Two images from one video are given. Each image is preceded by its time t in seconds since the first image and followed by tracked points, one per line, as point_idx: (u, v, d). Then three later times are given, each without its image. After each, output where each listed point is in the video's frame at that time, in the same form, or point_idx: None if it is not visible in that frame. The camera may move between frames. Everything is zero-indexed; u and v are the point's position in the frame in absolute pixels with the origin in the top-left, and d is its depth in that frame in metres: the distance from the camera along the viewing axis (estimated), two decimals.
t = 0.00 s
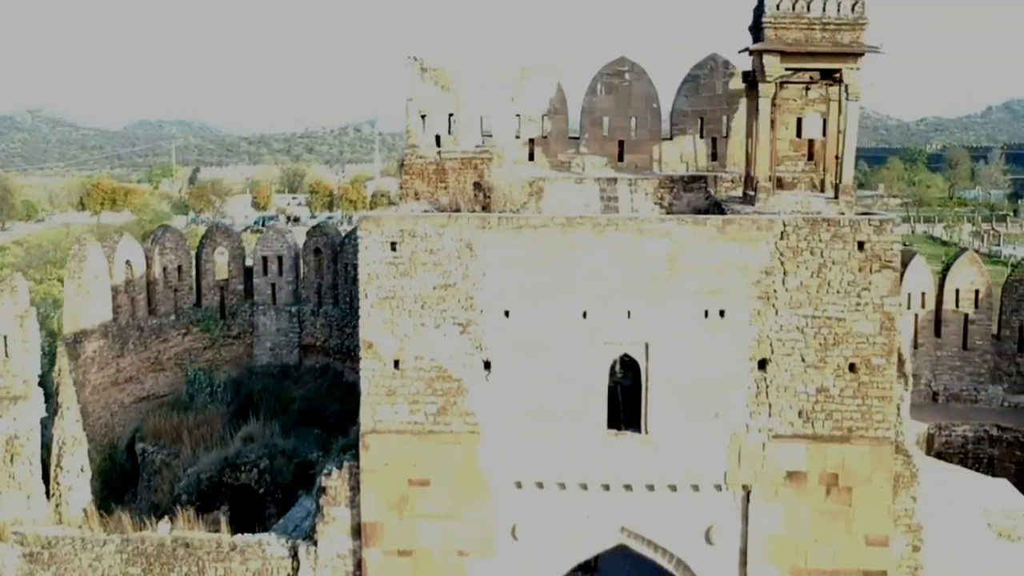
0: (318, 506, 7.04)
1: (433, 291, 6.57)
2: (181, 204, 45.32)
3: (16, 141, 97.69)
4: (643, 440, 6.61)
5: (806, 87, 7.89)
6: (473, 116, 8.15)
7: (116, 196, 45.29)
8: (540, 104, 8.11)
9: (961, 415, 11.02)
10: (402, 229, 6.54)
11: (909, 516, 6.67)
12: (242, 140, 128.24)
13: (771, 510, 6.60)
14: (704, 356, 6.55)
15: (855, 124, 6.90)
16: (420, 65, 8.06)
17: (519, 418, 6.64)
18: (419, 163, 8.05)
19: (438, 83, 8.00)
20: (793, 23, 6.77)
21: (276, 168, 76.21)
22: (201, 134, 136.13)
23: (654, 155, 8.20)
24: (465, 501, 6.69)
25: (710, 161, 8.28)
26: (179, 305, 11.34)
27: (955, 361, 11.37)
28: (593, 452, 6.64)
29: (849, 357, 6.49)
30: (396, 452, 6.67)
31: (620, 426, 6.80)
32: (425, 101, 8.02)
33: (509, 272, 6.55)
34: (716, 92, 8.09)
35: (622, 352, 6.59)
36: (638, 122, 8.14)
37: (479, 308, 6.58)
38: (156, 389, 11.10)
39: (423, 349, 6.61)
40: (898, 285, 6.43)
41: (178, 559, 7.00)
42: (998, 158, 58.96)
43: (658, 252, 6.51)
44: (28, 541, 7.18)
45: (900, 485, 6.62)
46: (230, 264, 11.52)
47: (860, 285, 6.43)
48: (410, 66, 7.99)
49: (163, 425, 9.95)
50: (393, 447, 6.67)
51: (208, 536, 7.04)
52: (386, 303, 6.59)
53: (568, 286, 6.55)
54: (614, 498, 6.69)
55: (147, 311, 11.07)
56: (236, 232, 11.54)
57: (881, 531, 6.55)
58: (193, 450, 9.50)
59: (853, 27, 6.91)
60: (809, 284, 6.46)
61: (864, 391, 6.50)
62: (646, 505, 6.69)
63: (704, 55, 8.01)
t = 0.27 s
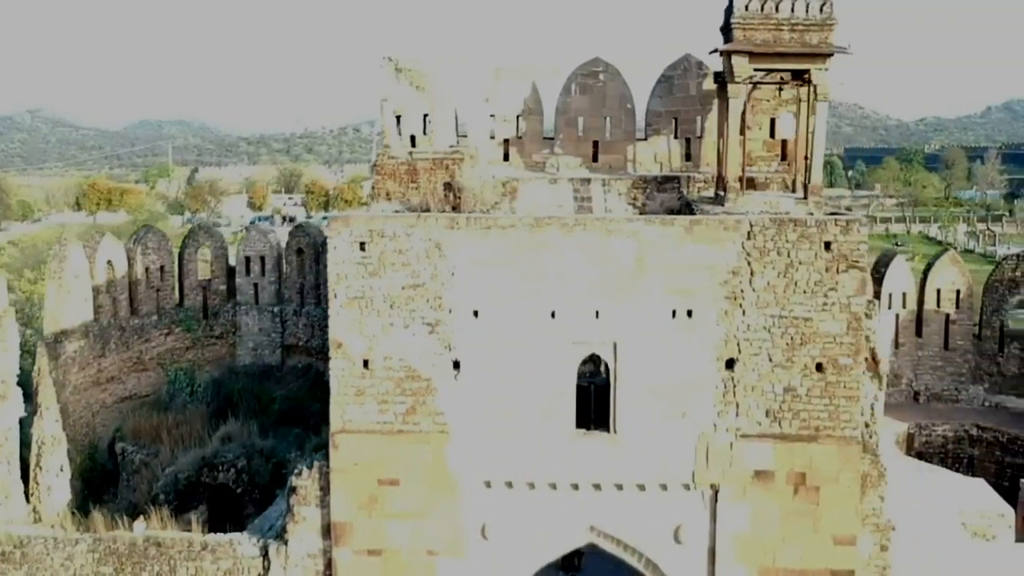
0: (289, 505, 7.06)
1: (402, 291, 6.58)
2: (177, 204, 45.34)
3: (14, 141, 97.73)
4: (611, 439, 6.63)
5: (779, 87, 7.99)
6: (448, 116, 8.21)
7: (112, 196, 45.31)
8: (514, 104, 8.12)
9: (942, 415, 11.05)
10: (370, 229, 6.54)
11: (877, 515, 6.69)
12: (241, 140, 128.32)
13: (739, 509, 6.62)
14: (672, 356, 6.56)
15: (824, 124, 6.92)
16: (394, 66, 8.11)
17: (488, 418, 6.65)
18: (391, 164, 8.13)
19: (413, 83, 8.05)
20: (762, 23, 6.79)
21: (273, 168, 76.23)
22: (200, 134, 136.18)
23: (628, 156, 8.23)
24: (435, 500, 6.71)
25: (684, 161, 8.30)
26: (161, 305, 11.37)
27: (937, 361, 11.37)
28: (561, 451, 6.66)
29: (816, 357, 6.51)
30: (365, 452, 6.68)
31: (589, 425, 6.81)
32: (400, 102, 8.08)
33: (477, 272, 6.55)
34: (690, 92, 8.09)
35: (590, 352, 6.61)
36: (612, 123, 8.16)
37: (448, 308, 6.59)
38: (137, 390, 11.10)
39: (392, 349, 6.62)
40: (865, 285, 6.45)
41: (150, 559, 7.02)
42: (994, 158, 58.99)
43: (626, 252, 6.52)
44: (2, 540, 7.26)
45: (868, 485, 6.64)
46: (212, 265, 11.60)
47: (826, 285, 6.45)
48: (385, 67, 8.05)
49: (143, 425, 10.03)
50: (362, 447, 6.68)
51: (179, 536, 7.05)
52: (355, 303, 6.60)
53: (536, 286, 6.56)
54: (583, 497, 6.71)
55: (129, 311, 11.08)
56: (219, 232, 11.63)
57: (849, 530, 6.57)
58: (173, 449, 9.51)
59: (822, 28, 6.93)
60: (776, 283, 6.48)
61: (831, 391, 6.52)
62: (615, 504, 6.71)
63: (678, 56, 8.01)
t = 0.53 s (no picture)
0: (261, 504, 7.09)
1: (372, 291, 6.59)
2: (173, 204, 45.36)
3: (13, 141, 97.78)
4: (581, 438, 6.65)
5: (753, 88, 8.03)
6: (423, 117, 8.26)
7: (108, 196, 45.35)
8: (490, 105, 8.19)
9: (922, 415, 11.09)
10: (340, 229, 6.56)
11: (845, 514, 6.73)
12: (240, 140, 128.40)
13: (707, 508, 6.65)
14: (640, 356, 6.59)
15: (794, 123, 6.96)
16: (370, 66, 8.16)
17: (457, 417, 6.68)
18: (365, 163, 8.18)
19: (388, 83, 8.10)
20: (731, 24, 6.80)
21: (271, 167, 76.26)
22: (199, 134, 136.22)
23: (603, 156, 8.26)
24: (405, 498, 6.72)
25: (659, 161, 8.37)
26: (144, 305, 11.38)
27: (918, 361, 11.41)
28: (531, 450, 6.68)
29: (783, 356, 6.54)
30: (335, 451, 6.70)
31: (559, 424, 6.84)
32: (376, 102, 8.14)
33: (446, 271, 6.58)
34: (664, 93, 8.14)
35: (559, 352, 6.63)
36: (587, 123, 8.19)
37: (418, 308, 6.61)
38: (120, 389, 11.09)
39: (361, 349, 6.64)
40: (832, 285, 6.49)
41: (123, 557, 7.04)
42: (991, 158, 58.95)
43: (594, 252, 6.55)
44: None
45: (836, 483, 6.68)
46: (196, 264, 11.63)
47: (794, 285, 6.48)
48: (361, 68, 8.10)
49: (124, 424, 10.06)
50: (333, 446, 6.69)
51: (152, 535, 7.08)
52: (325, 302, 6.62)
53: (505, 285, 6.59)
54: (552, 496, 6.73)
55: (112, 311, 11.08)
56: (202, 232, 11.71)
57: (817, 528, 6.59)
58: (152, 449, 9.53)
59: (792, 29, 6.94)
60: (743, 283, 6.51)
61: (799, 390, 6.55)
62: (584, 503, 6.73)
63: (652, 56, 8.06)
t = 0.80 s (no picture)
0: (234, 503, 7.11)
1: (343, 290, 6.62)
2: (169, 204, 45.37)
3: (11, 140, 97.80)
4: (551, 438, 6.67)
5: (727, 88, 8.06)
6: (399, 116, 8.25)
7: (104, 196, 45.40)
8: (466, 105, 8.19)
9: (903, 414, 11.12)
10: (311, 229, 6.58)
11: (814, 513, 6.77)
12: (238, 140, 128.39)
13: (677, 506, 6.67)
14: (610, 356, 6.62)
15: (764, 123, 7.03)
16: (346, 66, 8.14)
17: (428, 416, 6.70)
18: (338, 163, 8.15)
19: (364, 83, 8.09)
20: (702, 25, 6.84)
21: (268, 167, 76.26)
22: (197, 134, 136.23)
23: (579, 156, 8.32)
24: (376, 498, 6.74)
25: (634, 162, 8.43)
26: (128, 304, 11.42)
27: (899, 360, 11.44)
28: (501, 448, 6.71)
29: (752, 355, 6.57)
30: (307, 450, 6.71)
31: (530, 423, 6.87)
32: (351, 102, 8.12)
33: (417, 271, 6.60)
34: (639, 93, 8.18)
35: (530, 351, 6.66)
36: (563, 123, 8.24)
37: (389, 307, 6.63)
38: (103, 388, 11.15)
39: (333, 348, 6.66)
40: (801, 284, 6.52)
41: (96, 556, 7.06)
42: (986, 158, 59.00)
43: (564, 252, 6.58)
44: None
45: (805, 481, 6.73)
46: (180, 264, 11.67)
47: (762, 284, 6.51)
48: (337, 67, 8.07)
49: (105, 424, 10.09)
50: (304, 445, 6.71)
51: (126, 533, 7.09)
52: (297, 302, 6.64)
53: (475, 285, 6.61)
54: (524, 494, 6.76)
55: (95, 311, 11.12)
56: (186, 231, 11.70)
57: (786, 526, 6.62)
58: (133, 449, 9.56)
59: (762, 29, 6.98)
60: (713, 283, 6.54)
61: (767, 389, 6.58)
62: (556, 501, 6.75)
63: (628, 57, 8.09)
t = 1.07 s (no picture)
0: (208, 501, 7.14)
1: (314, 289, 6.65)
2: (165, 204, 45.43)
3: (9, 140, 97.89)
4: (522, 436, 6.71)
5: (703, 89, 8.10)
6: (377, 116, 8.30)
7: (100, 196, 45.47)
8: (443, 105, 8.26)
9: (885, 413, 11.16)
10: (283, 228, 6.61)
11: (784, 511, 6.82)
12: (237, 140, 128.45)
13: (647, 504, 6.71)
14: (580, 355, 6.66)
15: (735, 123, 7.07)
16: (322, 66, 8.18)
17: (400, 414, 6.74)
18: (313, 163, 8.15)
19: (342, 84, 8.13)
20: (673, 25, 6.87)
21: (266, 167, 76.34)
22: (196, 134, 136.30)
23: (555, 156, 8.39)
24: (348, 496, 6.77)
25: (610, 162, 8.50)
26: (112, 304, 11.48)
27: (881, 360, 11.48)
28: (472, 447, 6.75)
29: (722, 354, 6.61)
30: (279, 449, 6.75)
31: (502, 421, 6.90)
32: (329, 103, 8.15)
33: (388, 271, 6.64)
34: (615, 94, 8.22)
35: (501, 350, 6.69)
36: (539, 124, 8.29)
37: (360, 306, 6.67)
38: (87, 387, 11.15)
39: (305, 348, 6.69)
40: (770, 283, 6.55)
41: (71, 554, 7.10)
42: (983, 158, 59.01)
43: (533, 251, 6.61)
44: None
45: (774, 480, 6.79)
46: (164, 264, 11.72)
47: (731, 283, 6.55)
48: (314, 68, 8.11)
49: (86, 423, 10.14)
50: (277, 444, 6.74)
51: (101, 532, 7.13)
52: (268, 301, 6.67)
53: (446, 284, 6.65)
54: (495, 492, 6.79)
55: (79, 310, 11.17)
56: (170, 231, 11.74)
57: (755, 524, 6.65)
58: (113, 447, 9.60)
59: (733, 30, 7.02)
60: (682, 282, 6.58)
61: (736, 388, 6.62)
62: (527, 500, 6.79)
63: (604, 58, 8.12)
